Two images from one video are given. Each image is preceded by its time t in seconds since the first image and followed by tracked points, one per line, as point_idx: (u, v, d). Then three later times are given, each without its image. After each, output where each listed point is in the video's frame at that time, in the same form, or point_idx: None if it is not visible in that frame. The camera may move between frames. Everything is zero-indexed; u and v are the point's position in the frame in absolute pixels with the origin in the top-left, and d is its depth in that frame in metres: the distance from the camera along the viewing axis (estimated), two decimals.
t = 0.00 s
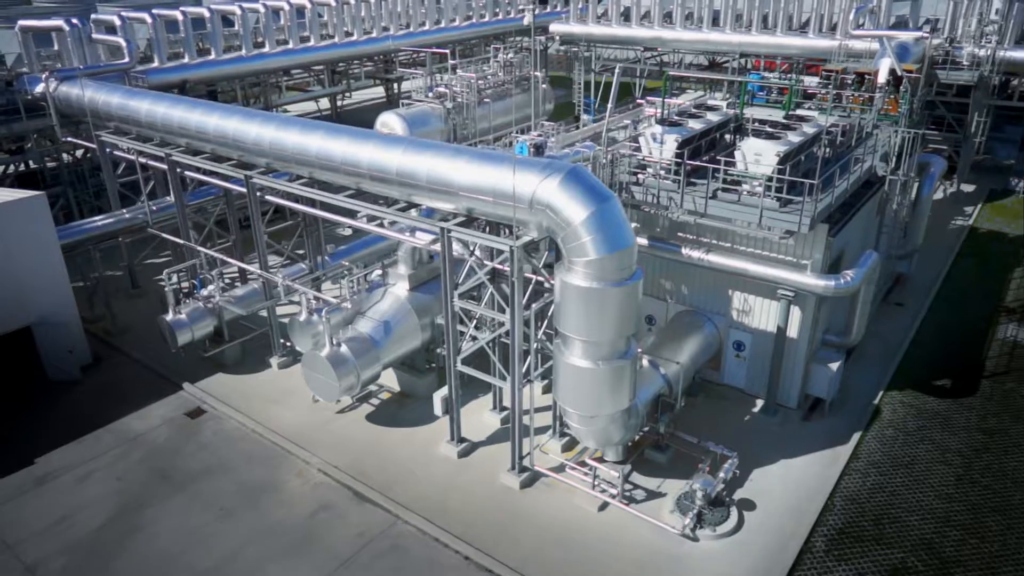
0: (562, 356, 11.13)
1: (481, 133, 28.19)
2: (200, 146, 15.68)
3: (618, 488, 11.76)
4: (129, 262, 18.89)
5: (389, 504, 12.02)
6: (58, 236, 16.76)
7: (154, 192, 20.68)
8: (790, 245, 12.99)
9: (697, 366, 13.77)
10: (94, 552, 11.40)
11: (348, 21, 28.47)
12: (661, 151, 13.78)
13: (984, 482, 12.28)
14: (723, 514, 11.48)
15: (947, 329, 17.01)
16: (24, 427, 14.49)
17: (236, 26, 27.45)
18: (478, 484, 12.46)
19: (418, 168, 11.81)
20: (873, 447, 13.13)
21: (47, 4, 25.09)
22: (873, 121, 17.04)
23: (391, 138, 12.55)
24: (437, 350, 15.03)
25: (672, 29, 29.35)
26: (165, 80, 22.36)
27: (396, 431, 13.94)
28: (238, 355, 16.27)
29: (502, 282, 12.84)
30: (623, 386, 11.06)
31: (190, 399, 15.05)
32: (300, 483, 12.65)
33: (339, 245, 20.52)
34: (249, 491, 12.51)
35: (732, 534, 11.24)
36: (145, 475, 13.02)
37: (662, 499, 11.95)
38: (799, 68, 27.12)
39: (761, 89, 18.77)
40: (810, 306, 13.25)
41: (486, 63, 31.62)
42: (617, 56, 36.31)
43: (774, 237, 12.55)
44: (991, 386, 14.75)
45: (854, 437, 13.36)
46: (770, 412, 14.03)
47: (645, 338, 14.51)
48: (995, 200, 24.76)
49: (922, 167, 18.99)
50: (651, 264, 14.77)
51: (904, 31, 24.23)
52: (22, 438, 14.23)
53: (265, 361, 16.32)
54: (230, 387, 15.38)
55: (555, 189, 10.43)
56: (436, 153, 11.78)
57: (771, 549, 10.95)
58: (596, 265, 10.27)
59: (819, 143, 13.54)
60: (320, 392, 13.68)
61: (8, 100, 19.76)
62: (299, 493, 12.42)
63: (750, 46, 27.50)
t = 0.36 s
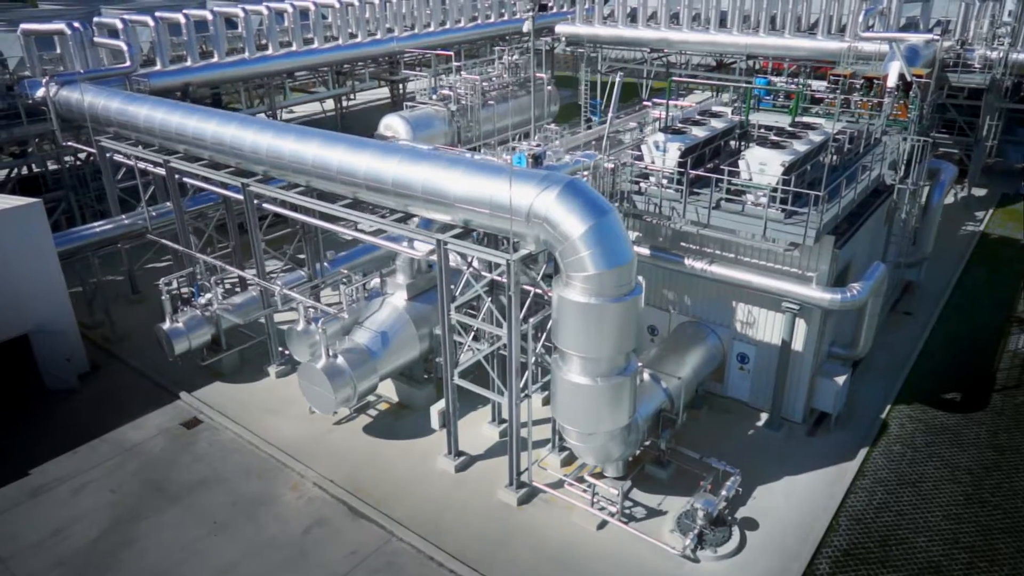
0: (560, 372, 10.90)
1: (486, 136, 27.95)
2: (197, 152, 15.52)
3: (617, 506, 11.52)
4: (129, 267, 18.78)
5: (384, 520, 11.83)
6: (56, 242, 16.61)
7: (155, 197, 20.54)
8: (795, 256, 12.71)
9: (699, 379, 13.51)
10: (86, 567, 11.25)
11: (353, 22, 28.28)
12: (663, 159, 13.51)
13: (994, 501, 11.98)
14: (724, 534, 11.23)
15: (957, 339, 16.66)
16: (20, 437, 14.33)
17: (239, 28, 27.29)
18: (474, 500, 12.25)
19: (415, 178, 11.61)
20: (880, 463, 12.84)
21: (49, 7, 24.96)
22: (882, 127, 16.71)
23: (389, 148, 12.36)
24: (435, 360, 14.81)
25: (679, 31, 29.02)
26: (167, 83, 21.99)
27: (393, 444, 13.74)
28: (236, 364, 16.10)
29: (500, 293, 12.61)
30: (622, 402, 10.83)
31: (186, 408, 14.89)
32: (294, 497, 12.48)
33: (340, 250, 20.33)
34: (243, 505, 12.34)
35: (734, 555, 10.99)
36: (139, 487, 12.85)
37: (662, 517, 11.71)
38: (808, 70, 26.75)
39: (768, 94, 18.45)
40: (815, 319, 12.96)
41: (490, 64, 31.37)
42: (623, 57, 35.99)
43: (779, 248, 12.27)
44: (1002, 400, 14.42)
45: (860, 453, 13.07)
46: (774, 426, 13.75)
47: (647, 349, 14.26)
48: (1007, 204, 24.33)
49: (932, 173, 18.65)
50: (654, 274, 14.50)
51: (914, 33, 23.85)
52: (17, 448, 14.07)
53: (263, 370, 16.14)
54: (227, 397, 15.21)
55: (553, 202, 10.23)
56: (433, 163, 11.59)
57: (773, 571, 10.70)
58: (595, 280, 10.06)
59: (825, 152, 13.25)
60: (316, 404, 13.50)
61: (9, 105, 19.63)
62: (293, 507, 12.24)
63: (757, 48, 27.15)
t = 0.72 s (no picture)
0: (558, 390, 10.67)
1: (490, 140, 27.70)
2: (194, 160, 15.34)
3: (616, 526, 11.28)
4: (129, 273, 18.65)
5: (378, 539, 11.63)
6: (55, 250, 16.47)
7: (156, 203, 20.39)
8: (800, 270, 12.42)
9: (702, 394, 13.24)
10: None
11: (357, 25, 28.09)
12: (666, 170, 13.21)
13: (1004, 524, 11.67)
14: (725, 556, 10.97)
15: (968, 352, 16.29)
16: (15, 448, 14.18)
17: (243, 31, 27.13)
18: (471, 518, 12.02)
19: (411, 191, 11.39)
20: (887, 483, 12.53)
21: (52, 10, 24.86)
22: (891, 136, 16.36)
23: (385, 159, 12.15)
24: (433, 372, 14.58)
25: (686, 33, 28.65)
26: (169, 87, 22.01)
27: (390, 458, 13.52)
28: (233, 373, 15.92)
29: (498, 307, 12.36)
30: (620, 422, 10.59)
31: (182, 420, 14.72)
32: (288, 514, 12.29)
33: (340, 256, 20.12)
34: (236, 521, 12.17)
35: None
36: (133, 502, 12.70)
37: (662, 538, 11.45)
38: (817, 74, 26.36)
39: (775, 100, 18.12)
40: (821, 334, 12.66)
41: (496, 67, 31.12)
42: (630, 59, 35.67)
43: (783, 263, 11.99)
44: (1013, 417, 14.07)
45: (867, 471, 12.76)
46: (778, 442, 13.46)
47: (649, 363, 13.99)
48: (1020, 211, 23.87)
49: (942, 182, 18.28)
50: (656, 286, 14.22)
51: (925, 37, 23.45)
52: (12, 459, 13.93)
53: (261, 379, 15.96)
54: (223, 408, 15.04)
55: (550, 217, 10.00)
56: (430, 175, 11.38)
57: None
58: (593, 298, 9.82)
59: (832, 163, 12.94)
60: (311, 417, 13.29)
61: (10, 111, 19.51)
62: (287, 524, 12.06)
63: (765, 51, 26.78)
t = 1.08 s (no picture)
0: (554, 411, 10.44)
1: (495, 146, 27.49)
2: (192, 171, 15.20)
3: (613, 549, 11.03)
4: (129, 282, 18.52)
5: (371, 559, 11.44)
6: (53, 260, 16.37)
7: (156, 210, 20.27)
8: (805, 287, 12.14)
9: (704, 411, 12.96)
10: None
11: (361, 30, 27.94)
12: (667, 184, 12.97)
13: (1014, 550, 11.34)
14: None
15: (978, 368, 15.93)
16: (10, 462, 14.08)
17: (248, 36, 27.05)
18: (466, 538, 11.81)
19: (406, 206, 11.20)
20: (893, 505, 12.22)
21: (56, 17, 24.84)
22: (900, 147, 16.03)
23: (381, 173, 11.96)
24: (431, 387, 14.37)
25: (692, 38, 28.35)
26: (171, 94, 21.77)
27: (386, 474, 13.32)
28: (230, 385, 15.77)
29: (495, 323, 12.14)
30: (618, 444, 10.35)
31: (178, 433, 14.58)
32: (281, 532, 12.12)
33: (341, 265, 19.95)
34: (228, 539, 12.01)
35: None
36: (125, 518, 12.55)
37: (661, 561, 11.20)
38: (825, 80, 26.02)
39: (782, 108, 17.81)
40: (826, 352, 12.37)
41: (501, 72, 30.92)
42: (637, 64, 35.39)
43: (787, 279, 11.72)
44: None
45: (872, 492, 12.46)
46: (782, 461, 13.17)
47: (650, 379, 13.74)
48: None
49: (952, 193, 17.93)
50: (658, 300, 13.97)
51: (937, 43, 23.07)
52: (6, 473, 13.84)
53: (258, 391, 15.80)
54: (220, 421, 14.88)
55: (546, 236, 9.80)
56: (426, 190, 11.18)
57: None
58: (589, 318, 9.59)
59: (838, 176, 12.67)
60: (306, 433, 13.12)
61: (10, 119, 19.44)
62: (279, 543, 11.89)
63: (773, 57, 26.46)
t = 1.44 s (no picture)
0: (549, 435, 10.20)
1: (499, 152, 27.29)
2: (188, 182, 15.05)
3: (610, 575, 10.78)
4: (128, 292, 18.37)
5: None
6: (50, 271, 16.26)
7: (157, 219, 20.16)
8: (809, 306, 11.85)
9: (704, 431, 12.69)
10: None
11: (365, 35, 27.79)
12: (668, 199, 12.71)
13: None
14: None
15: (988, 385, 15.59)
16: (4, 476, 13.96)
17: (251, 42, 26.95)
18: (461, 561, 11.59)
19: (400, 222, 10.99)
20: (898, 529, 11.91)
21: (60, 23, 24.79)
22: (908, 159, 15.72)
23: (376, 187, 11.76)
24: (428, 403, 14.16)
25: (699, 44, 28.05)
26: (172, 101, 21.66)
27: (381, 493, 13.12)
28: (227, 399, 15.62)
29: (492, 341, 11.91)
30: (614, 469, 10.10)
31: (172, 447, 14.42)
32: (274, 552, 11.94)
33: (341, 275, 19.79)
34: (220, 558, 11.84)
35: None
36: (117, 537, 12.39)
37: None
38: (834, 87, 25.68)
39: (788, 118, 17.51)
40: (830, 372, 12.07)
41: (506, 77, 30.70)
42: (644, 69, 35.12)
43: (790, 299, 11.44)
44: None
45: (877, 516, 12.16)
46: (785, 483, 12.88)
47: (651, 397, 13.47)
48: None
49: (962, 204, 17.55)
50: (659, 316, 13.70)
51: (948, 51, 22.70)
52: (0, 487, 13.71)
53: (255, 405, 15.64)
54: (215, 436, 14.71)
55: (541, 256, 9.57)
56: (420, 207, 10.97)
57: None
58: (585, 342, 9.35)
59: (845, 192, 12.37)
60: (300, 450, 12.93)
61: (10, 128, 19.37)
62: (271, 564, 11.71)
63: (781, 63, 26.14)
